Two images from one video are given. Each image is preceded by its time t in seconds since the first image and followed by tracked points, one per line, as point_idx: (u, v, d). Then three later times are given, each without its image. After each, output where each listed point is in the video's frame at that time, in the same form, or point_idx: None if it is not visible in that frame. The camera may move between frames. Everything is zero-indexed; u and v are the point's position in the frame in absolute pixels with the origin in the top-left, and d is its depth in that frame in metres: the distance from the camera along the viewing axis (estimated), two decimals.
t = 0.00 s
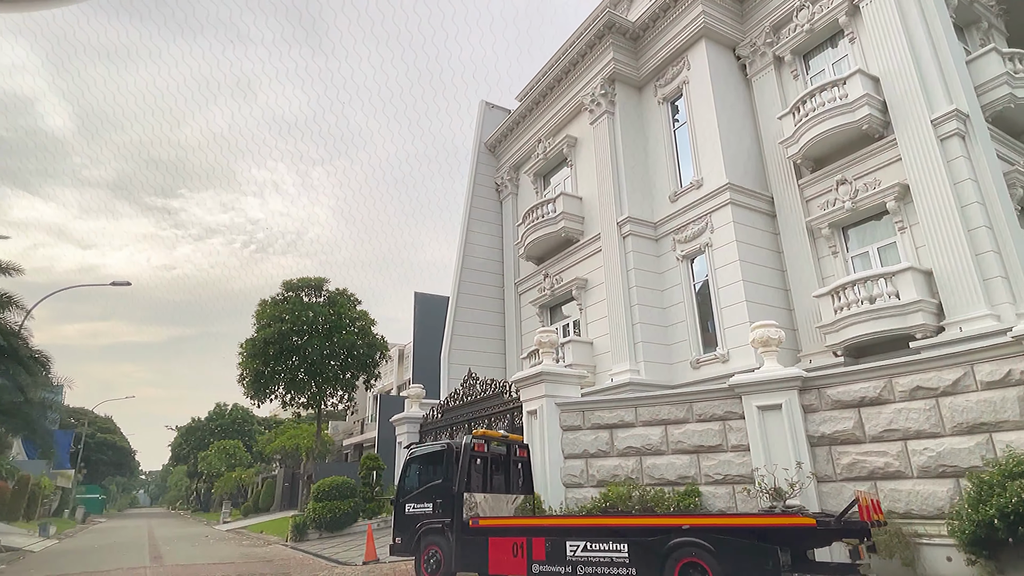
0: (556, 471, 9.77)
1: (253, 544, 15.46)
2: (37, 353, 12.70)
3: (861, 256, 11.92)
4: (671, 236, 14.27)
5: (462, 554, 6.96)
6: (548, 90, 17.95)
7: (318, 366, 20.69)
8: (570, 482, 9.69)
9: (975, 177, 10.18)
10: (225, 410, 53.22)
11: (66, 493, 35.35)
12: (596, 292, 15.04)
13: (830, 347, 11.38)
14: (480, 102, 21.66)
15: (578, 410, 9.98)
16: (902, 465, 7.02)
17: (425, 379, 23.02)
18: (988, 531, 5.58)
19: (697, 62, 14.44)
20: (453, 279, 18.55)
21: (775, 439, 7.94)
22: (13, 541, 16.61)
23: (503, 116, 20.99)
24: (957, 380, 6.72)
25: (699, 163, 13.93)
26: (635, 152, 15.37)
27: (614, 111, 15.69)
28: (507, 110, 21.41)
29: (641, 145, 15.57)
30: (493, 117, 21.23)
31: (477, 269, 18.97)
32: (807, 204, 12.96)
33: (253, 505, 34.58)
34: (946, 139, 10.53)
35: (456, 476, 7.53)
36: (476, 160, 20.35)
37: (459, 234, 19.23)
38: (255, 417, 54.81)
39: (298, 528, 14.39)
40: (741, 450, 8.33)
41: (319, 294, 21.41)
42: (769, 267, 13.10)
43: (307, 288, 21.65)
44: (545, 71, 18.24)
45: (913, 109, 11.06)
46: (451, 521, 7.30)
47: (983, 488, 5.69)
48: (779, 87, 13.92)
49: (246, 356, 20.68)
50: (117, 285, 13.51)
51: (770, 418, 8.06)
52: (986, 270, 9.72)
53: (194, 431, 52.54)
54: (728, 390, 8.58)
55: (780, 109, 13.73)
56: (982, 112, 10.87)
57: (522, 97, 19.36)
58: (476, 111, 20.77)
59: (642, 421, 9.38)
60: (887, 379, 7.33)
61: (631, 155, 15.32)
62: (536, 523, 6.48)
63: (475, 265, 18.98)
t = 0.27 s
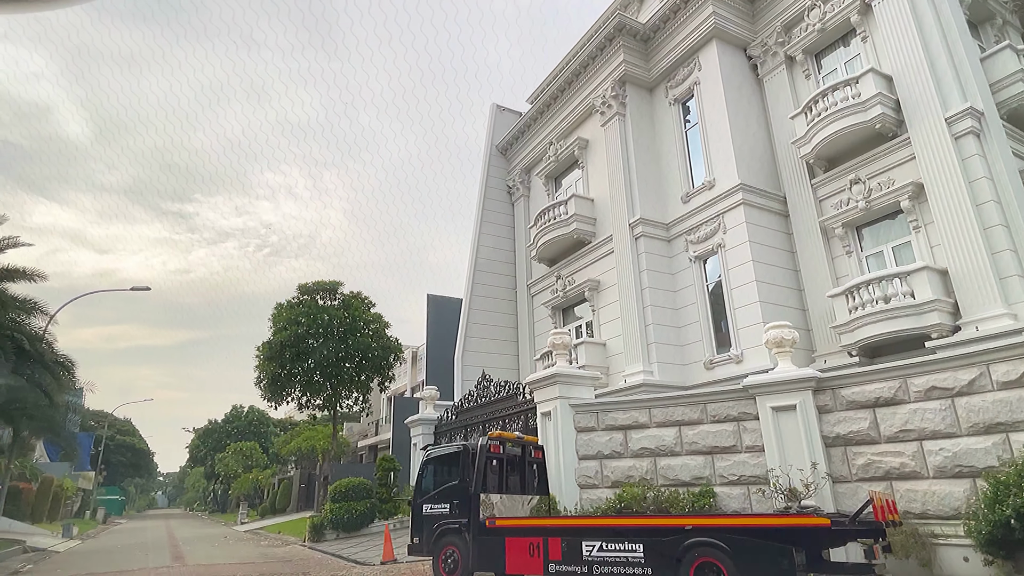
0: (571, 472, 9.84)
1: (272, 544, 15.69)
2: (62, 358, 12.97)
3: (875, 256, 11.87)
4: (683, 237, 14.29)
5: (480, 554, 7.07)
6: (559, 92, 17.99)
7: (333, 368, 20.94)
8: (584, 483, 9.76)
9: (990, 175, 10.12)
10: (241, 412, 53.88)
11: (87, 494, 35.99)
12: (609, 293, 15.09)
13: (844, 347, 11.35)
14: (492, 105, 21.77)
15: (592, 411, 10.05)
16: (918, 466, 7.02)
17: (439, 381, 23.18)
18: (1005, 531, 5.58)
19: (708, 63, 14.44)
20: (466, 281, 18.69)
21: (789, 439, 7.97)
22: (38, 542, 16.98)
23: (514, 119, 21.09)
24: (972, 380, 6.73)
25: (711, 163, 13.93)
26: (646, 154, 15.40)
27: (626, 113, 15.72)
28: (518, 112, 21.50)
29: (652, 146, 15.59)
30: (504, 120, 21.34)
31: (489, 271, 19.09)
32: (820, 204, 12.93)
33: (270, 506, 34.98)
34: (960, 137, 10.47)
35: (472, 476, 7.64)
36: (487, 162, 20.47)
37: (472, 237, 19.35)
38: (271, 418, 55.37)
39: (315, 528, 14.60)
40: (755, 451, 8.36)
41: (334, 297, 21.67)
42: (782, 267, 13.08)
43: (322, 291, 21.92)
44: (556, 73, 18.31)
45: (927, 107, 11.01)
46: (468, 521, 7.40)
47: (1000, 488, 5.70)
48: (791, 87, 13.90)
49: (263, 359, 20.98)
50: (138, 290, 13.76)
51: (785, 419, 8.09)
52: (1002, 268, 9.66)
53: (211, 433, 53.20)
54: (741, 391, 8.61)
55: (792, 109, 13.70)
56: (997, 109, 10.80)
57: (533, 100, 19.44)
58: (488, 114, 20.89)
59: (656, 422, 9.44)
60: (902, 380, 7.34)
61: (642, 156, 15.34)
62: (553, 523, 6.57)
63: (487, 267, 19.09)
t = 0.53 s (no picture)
0: (580, 473, 9.91)
1: (284, 545, 15.88)
2: (77, 362, 13.17)
3: (884, 256, 11.87)
4: (691, 238, 14.32)
5: (491, 554, 7.16)
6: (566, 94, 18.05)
7: (343, 369, 21.13)
8: (594, 484, 9.83)
9: (998, 175, 10.11)
10: (251, 414, 54.31)
11: (100, 496, 36.40)
12: (617, 294, 15.14)
13: (853, 348, 11.36)
14: (498, 108, 21.87)
15: (601, 412, 10.11)
16: (927, 466, 7.05)
17: (448, 382, 23.31)
18: (1013, 531, 5.61)
19: (715, 64, 14.47)
20: (474, 283, 18.80)
21: (798, 440, 8.01)
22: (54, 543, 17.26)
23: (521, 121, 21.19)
24: (981, 381, 6.75)
25: (718, 164, 13.96)
26: (653, 155, 15.44)
27: (632, 115, 15.76)
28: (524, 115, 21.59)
29: (659, 147, 15.62)
30: (510, 122, 21.43)
31: (497, 272, 19.19)
32: (828, 204, 12.93)
33: (281, 507, 35.28)
34: (969, 137, 10.46)
35: (483, 477, 7.73)
36: (495, 165, 20.56)
37: (480, 239, 19.46)
38: (281, 420, 55.74)
39: (327, 529, 14.76)
40: (764, 452, 8.40)
41: (344, 299, 21.85)
42: (790, 268, 13.09)
43: (331, 293, 22.10)
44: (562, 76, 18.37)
45: (935, 107, 11.00)
46: (479, 522, 7.50)
47: (1008, 488, 5.73)
48: (798, 87, 13.91)
49: (274, 361, 21.19)
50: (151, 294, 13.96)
51: (793, 420, 8.12)
52: (1011, 268, 9.65)
53: (222, 434, 53.64)
54: (749, 391, 8.65)
55: (799, 110, 13.70)
56: (1005, 108, 10.78)
57: (539, 102, 19.52)
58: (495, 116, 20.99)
59: (664, 423, 9.49)
60: (910, 380, 7.37)
61: (649, 158, 15.38)
62: (563, 523, 6.65)
63: (495, 269, 19.19)
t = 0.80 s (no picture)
0: (585, 473, 9.94)
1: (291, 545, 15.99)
2: (86, 364, 13.30)
3: (888, 256, 11.88)
4: (695, 239, 14.34)
5: (497, 554, 7.22)
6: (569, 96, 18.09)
7: (349, 371, 21.24)
8: (599, 484, 9.87)
9: (1003, 175, 10.10)
10: (257, 415, 54.58)
11: (108, 496, 36.67)
12: (621, 295, 15.17)
13: (858, 348, 11.36)
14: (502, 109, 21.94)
15: (606, 413, 10.16)
16: (931, 466, 7.07)
17: (453, 383, 23.39)
18: (1017, 531, 5.64)
19: (718, 65, 14.49)
20: (478, 284, 18.87)
21: (802, 440, 8.04)
22: (64, 544, 17.44)
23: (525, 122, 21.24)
24: (984, 381, 6.77)
25: (722, 165, 13.99)
26: (657, 156, 15.46)
27: (636, 116, 15.79)
28: (528, 116, 21.64)
29: (663, 148, 15.64)
30: (514, 124, 21.49)
31: (501, 273, 19.25)
32: (832, 204, 12.94)
33: (287, 508, 35.45)
34: (972, 137, 10.47)
35: (489, 478, 7.79)
36: (499, 166, 20.62)
37: (484, 240, 19.53)
38: (286, 421, 55.96)
39: (333, 529, 14.86)
40: (769, 452, 8.44)
41: (349, 300, 21.97)
42: (795, 268, 13.10)
43: (337, 295, 22.21)
44: (565, 78, 18.42)
45: (939, 106, 11.00)
46: (485, 522, 7.55)
47: (1012, 487, 5.76)
48: (801, 88, 13.92)
49: (280, 363, 21.31)
50: (159, 296, 14.08)
51: (798, 420, 8.15)
52: (1016, 268, 9.65)
53: (228, 435, 53.91)
54: (754, 392, 8.69)
55: (803, 110, 13.72)
56: (1009, 108, 10.77)
57: (543, 104, 19.56)
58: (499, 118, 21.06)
59: (669, 424, 9.54)
60: (914, 380, 7.39)
61: (653, 159, 15.42)
62: (568, 523, 6.70)
63: (499, 270, 19.26)
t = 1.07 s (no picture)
0: (588, 474, 9.95)
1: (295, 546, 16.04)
2: (90, 365, 13.33)
3: (891, 255, 11.86)
4: (697, 239, 14.34)
5: (500, 554, 7.24)
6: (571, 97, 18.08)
7: (352, 372, 21.31)
8: (602, 485, 9.88)
9: (1005, 174, 10.09)
10: (260, 415, 54.71)
11: (112, 497, 36.79)
12: (624, 296, 15.17)
13: (861, 348, 11.35)
14: (504, 110, 21.94)
15: (609, 413, 10.16)
16: (935, 466, 7.07)
17: (456, 383, 23.42)
18: (1021, 530, 5.64)
19: (720, 65, 14.50)
20: (481, 285, 18.89)
21: (805, 440, 8.04)
22: (69, 544, 17.54)
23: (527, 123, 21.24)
24: (987, 380, 6.77)
25: (724, 165, 13.98)
26: (659, 157, 15.46)
27: (638, 117, 15.79)
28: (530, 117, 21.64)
29: (665, 148, 15.64)
30: (516, 125, 21.50)
31: (504, 274, 19.27)
32: (835, 204, 12.93)
33: (291, 509, 35.54)
34: (975, 136, 10.45)
35: (492, 478, 7.80)
36: (500, 167, 20.64)
37: (486, 241, 19.54)
38: (289, 421, 56.05)
39: (337, 530, 14.93)
40: (772, 452, 8.44)
41: (352, 301, 22.03)
42: (797, 268, 13.09)
43: (339, 296, 22.26)
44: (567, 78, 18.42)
45: (941, 106, 10.99)
46: (489, 522, 7.57)
47: (1016, 487, 5.76)
48: (803, 88, 13.92)
49: (284, 364, 21.38)
50: (162, 298, 14.11)
51: (801, 420, 8.16)
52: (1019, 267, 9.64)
53: (231, 436, 54.04)
54: (757, 392, 8.69)
55: (805, 110, 13.71)
56: (1012, 107, 10.76)
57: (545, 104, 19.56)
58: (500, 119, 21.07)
59: (672, 424, 9.54)
60: (917, 380, 7.39)
61: (655, 159, 15.41)
62: (571, 523, 6.72)
63: (501, 271, 19.27)
